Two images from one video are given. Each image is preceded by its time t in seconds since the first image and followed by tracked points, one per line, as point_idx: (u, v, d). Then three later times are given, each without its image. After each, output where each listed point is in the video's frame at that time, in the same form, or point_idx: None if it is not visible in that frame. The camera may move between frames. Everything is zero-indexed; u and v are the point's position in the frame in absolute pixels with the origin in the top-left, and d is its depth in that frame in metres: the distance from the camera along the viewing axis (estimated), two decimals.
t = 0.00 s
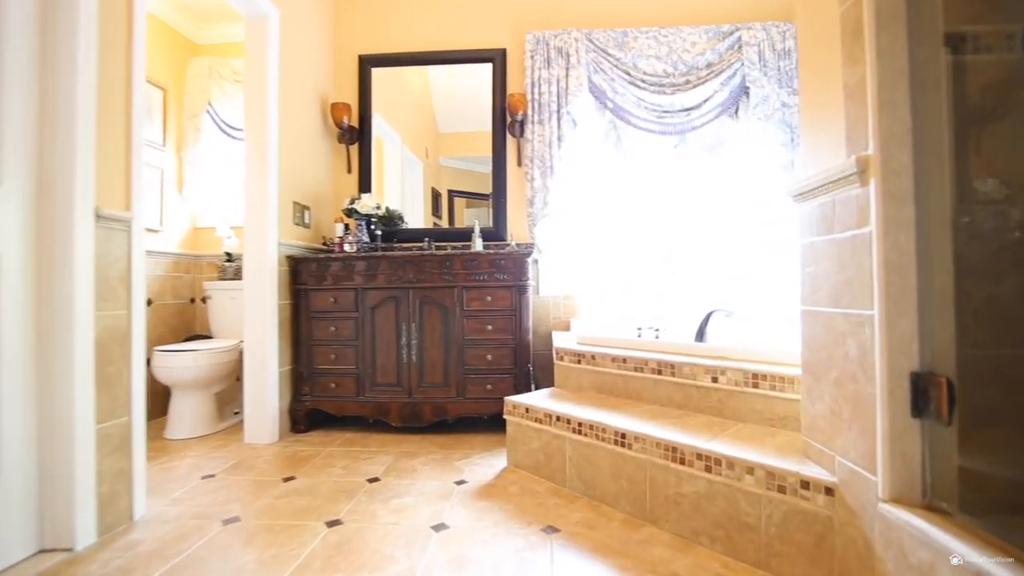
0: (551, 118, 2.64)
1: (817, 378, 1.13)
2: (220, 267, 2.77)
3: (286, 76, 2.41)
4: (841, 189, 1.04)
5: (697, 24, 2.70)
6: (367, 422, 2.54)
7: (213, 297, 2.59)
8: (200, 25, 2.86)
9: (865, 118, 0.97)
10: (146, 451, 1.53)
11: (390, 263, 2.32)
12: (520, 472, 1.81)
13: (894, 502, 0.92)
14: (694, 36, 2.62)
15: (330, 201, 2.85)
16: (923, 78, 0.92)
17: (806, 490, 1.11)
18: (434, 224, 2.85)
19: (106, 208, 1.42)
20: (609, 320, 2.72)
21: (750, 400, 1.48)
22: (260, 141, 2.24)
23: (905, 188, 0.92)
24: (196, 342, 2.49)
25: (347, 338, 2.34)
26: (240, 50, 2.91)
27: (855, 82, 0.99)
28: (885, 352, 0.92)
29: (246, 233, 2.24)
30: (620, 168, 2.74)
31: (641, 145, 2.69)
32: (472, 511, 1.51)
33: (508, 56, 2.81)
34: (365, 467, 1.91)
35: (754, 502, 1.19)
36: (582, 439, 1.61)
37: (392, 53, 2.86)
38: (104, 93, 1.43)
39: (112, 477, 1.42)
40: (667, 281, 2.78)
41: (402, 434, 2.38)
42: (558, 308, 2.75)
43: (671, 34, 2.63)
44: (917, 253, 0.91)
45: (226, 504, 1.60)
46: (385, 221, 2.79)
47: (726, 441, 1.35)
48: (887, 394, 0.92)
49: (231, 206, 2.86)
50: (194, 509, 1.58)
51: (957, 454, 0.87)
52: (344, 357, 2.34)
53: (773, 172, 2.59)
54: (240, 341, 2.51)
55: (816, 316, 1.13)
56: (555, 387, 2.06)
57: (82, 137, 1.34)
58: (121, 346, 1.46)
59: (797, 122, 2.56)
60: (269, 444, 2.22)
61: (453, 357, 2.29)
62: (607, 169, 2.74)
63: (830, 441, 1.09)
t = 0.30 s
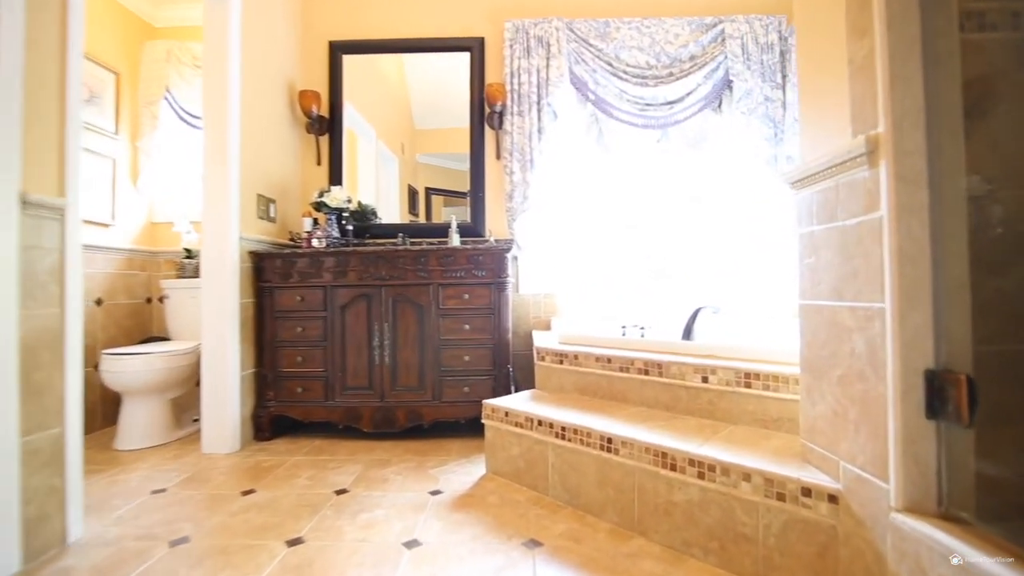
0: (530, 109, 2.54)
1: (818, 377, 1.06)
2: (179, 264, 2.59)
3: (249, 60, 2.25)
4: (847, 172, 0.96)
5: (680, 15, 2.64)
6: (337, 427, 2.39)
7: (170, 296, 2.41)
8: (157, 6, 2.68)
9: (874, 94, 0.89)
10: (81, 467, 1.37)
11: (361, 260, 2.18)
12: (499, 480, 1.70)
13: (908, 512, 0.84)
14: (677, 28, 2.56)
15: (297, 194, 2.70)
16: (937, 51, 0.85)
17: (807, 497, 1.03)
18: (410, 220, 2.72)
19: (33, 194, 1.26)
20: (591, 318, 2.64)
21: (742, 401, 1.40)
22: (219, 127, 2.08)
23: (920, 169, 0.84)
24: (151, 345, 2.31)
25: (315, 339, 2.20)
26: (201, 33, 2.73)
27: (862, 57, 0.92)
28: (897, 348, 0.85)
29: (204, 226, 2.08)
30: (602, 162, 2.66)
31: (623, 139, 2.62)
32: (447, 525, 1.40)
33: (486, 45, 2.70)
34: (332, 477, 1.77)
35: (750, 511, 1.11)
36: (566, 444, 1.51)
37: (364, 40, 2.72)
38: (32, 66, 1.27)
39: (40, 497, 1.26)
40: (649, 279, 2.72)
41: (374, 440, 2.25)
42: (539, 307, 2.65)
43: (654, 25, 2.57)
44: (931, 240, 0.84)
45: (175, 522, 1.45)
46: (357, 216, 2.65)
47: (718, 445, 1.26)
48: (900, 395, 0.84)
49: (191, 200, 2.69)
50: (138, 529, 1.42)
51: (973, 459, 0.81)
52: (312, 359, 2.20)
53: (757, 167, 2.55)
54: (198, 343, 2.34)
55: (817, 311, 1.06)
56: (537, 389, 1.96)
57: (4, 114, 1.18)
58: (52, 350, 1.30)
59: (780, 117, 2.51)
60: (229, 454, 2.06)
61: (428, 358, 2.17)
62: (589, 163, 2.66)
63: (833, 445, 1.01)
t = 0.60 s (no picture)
0: (507, 102, 2.45)
1: (813, 382, 1.00)
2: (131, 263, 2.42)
3: (206, 44, 2.10)
4: (844, 161, 0.90)
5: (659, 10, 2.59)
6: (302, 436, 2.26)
7: (121, 296, 2.25)
8: None
9: (875, 77, 0.83)
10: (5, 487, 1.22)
11: (328, 257, 2.06)
12: (475, 491, 1.61)
13: (914, 524, 0.78)
14: (656, 23, 2.51)
15: (261, 189, 2.55)
16: (942, 30, 0.79)
17: (802, 508, 0.96)
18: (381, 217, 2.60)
19: None
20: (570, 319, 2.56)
21: (727, 405, 1.34)
22: (172, 115, 1.93)
23: (924, 156, 0.79)
24: (99, 349, 2.15)
25: (278, 342, 2.06)
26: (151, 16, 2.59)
27: (862, 38, 0.86)
28: (900, 348, 0.79)
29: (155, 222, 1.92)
30: (581, 158, 2.60)
31: (602, 135, 2.56)
32: (418, 541, 1.29)
33: (461, 36, 2.61)
34: (295, 491, 1.65)
35: (741, 523, 1.04)
36: (545, 452, 1.42)
37: (333, 28, 2.60)
38: None
39: None
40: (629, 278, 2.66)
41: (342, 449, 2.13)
42: (516, 308, 2.57)
43: (633, 19, 2.51)
44: (936, 233, 0.78)
45: (116, 546, 1.31)
46: (326, 213, 2.52)
47: (705, 451, 1.20)
48: (904, 398, 0.78)
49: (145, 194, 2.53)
50: (72, 555, 1.28)
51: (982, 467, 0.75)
52: (274, 364, 2.06)
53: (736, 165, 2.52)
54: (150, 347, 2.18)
55: (811, 310, 0.99)
56: (514, 393, 1.87)
57: None
58: None
59: (759, 114, 2.49)
60: (183, 467, 1.91)
61: (400, 362, 2.06)
62: (567, 160, 2.60)
63: (828, 452, 0.95)
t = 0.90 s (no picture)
0: (484, 99, 2.37)
1: (810, 392, 0.94)
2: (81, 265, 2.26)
3: (161, 31, 1.96)
4: (843, 158, 0.84)
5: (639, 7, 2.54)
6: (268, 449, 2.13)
7: (69, 302, 2.09)
8: None
9: (877, 68, 0.78)
10: None
11: (294, 259, 1.95)
12: (451, 507, 1.51)
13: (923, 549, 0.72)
14: (636, 20, 2.46)
15: (224, 187, 2.41)
16: (949, 19, 0.74)
17: (798, 528, 0.91)
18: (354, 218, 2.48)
19: None
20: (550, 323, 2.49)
21: (715, 415, 1.28)
22: (121, 107, 1.79)
23: (930, 151, 0.73)
24: (43, 359, 1.98)
25: (240, 350, 1.93)
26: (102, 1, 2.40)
27: (863, 25, 0.80)
28: (907, 359, 0.73)
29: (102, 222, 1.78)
30: (560, 158, 2.53)
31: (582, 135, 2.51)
32: (389, 566, 1.20)
33: (436, 30, 2.51)
34: (257, 511, 1.53)
35: (733, 543, 0.98)
36: (524, 467, 1.34)
37: (302, 18, 2.47)
38: None
39: None
40: (610, 280, 2.60)
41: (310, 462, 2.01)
42: (494, 311, 2.48)
43: (613, 16, 2.46)
44: (943, 234, 0.73)
45: None
46: (295, 212, 2.39)
47: (693, 465, 1.13)
48: (912, 412, 0.72)
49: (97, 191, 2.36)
50: None
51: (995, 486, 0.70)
52: (236, 373, 1.93)
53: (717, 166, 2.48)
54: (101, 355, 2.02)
55: (807, 317, 0.94)
56: (492, 402, 1.79)
57: None
58: None
59: (739, 115, 2.45)
60: (134, 486, 1.76)
61: (372, 370, 1.95)
62: (547, 159, 2.53)
63: (827, 467, 0.90)
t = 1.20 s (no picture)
0: (463, 91, 2.26)
1: (818, 401, 0.86)
2: (27, 265, 2.09)
3: (111, 10, 1.80)
4: (855, 144, 0.77)
5: None
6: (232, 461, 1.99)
7: (13, 305, 1.92)
8: None
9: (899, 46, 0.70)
10: None
11: (259, 258, 1.81)
12: (427, 524, 1.41)
13: None
14: (621, 13, 2.39)
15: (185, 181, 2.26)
16: None
17: (806, 549, 0.83)
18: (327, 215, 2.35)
19: None
20: (533, 325, 2.40)
21: (709, 423, 1.21)
22: (65, 90, 1.64)
23: (957, 136, 0.66)
24: None
25: (200, 355, 1.79)
26: None
27: None
28: (933, 368, 0.65)
29: (43, 217, 1.63)
30: (543, 154, 2.44)
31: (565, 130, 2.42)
32: None
33: (413, 18, 2.40)
34: (215, 532, 1.40)
35: (734, 566, 0.90)
36: (506, 481, 1.24)
37: (269, 3, 2.34)
38: None
39: None
40: (594, 280, 2.53)
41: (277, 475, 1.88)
42: (474, 313, 2.38)
43: (597, 8, 2.38)
44: (973, 228, 0.65)
45: None
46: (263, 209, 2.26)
47: (689, 478, 1.05)
48: (939, 427, 0.65)
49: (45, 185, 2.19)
50: None
51: None
52: (195, 380, 1.79)
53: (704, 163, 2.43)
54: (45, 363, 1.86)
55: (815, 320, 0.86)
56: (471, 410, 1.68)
57: None
58: None
59: (725, 111, 2.40)
60: (79, 506, 1.61)
61: (343, 376, 1.83)
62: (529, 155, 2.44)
63: (837, 484, 0.82)
